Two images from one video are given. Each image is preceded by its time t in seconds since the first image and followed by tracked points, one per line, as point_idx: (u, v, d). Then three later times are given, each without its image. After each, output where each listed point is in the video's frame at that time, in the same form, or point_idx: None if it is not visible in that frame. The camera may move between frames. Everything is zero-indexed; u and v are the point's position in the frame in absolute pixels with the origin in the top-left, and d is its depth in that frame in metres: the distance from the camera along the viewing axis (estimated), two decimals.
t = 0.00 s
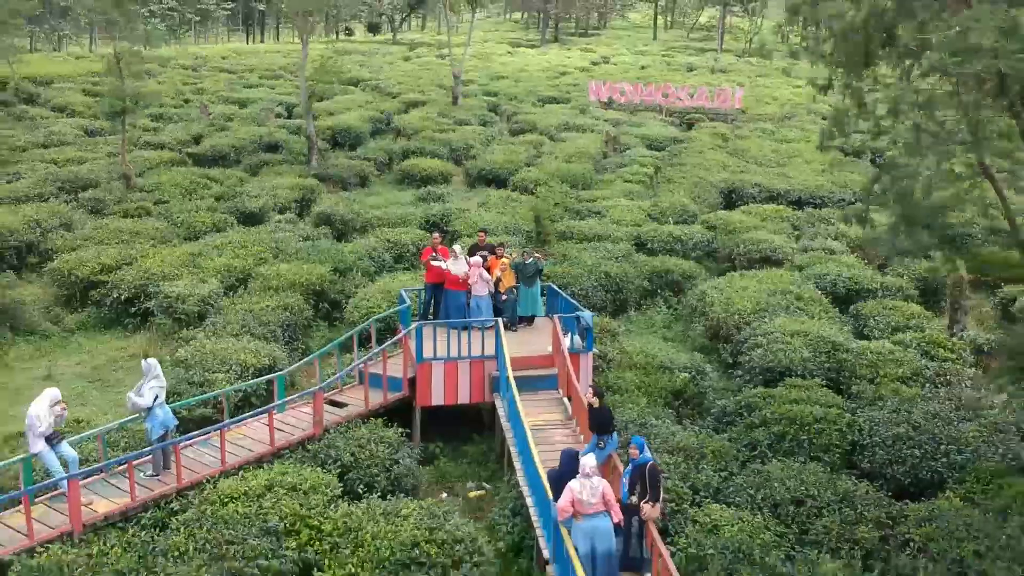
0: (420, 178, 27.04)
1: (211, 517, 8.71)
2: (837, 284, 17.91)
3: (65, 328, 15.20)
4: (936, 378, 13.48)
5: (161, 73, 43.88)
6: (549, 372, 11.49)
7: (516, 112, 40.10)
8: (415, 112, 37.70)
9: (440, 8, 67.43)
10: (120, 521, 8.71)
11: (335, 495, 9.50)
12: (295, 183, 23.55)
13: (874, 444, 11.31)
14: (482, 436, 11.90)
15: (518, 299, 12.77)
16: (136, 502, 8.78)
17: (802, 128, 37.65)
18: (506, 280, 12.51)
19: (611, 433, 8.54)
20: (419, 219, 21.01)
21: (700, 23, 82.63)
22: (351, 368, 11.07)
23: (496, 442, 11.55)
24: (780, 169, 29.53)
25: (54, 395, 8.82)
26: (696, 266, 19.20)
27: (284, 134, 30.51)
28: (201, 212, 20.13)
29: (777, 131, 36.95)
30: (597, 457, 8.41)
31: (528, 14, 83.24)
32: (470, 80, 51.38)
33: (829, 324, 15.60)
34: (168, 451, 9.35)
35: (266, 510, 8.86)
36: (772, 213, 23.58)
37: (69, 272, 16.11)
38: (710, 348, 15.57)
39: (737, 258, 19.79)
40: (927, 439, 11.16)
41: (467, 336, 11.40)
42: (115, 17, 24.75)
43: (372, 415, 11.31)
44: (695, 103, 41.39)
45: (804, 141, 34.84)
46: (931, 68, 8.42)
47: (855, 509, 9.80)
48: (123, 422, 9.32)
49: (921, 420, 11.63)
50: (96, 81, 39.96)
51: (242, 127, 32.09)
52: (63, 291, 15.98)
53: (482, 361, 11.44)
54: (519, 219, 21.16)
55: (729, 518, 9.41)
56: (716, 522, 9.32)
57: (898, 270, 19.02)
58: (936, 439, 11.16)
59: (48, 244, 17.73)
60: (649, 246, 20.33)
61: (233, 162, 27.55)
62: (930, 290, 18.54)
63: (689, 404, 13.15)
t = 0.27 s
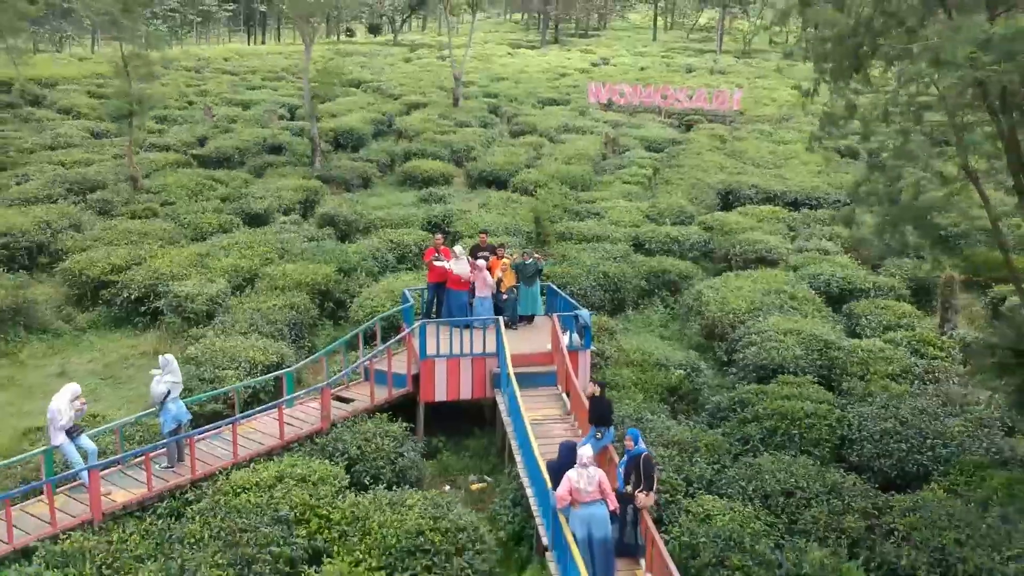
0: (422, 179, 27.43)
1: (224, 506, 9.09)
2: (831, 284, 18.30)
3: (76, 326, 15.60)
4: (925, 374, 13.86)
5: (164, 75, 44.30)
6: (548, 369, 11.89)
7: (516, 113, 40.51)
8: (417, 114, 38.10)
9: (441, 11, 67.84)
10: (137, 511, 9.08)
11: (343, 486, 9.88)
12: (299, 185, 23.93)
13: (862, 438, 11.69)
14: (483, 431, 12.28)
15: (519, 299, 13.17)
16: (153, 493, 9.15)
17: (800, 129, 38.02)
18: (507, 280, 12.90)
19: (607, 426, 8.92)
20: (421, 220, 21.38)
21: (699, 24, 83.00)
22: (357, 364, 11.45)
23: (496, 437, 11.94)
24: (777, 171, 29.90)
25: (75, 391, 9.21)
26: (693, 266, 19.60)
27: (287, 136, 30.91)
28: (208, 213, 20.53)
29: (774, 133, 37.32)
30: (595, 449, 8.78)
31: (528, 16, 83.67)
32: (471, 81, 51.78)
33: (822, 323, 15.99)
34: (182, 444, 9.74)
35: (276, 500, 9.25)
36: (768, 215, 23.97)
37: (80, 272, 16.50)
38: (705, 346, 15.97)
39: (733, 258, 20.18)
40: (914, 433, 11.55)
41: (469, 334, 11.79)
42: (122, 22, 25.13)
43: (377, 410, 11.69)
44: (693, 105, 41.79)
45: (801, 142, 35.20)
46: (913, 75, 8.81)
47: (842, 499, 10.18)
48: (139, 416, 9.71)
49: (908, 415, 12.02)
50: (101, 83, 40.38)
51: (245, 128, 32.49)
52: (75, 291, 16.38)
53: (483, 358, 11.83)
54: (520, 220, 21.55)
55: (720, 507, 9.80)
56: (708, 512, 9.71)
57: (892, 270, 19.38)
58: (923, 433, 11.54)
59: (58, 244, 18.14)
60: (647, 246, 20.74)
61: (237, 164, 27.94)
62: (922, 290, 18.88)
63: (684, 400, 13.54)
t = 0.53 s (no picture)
0: (424, 181, 27.81)
1: (238, 498, 9.46)
2: (826, 284, 18.69)
3: (88, 326, 15.99)
4: (916, 373, 14.25)
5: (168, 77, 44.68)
6: (549, 367, 12.27)
7: (517, 115, 40.89)
8: (418, 116, 38.48)
9: (442, 12, 68.21)
10: (155, 502, 9.47)
11: (352, 479, 10.26)
12: (303, 187, 24.32)
13: (853, 434, 12.08)
14: (486, 427, 12.67)
15: (521, 299, 13.55)
16: (169, 485, 9.53)
17: (798, 131, 38.41)
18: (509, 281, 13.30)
19: (607, 421, 9.30)
20: (424, 221, 21.77)
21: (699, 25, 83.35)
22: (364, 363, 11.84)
23: (499, 433, 12.32)
24: (775, 173, 30.29)
25: (95, 387, 9.60)
26: (691, 267, 19.97)
27: (291, 138, 31.29)
28: (215, 215, 20.92)
29: (773, 135, 37.70)
30: (594, 443, 9.16)
31: (528, 16, 84.06)
32: (471, 83, 52.16)
33: (816, 323, 16.38)
34: (197, 438, 10.12)
35: (288, 492, 9.63)
36: (765, 216, 24.36)
37: (91, 272, 16.88)
38: (703, 345, 16.35)
39: (731, 259, 20.56)
40: (903, 429, 11.94)
41: (473, 333, 12.18)
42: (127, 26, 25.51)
43: (384, 407, 12.08)
44: (693, 106, 42.17)
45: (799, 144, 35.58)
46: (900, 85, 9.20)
47: (833, 493, 10.56)
48: (155, 411, 10.11)
49: (898, 412, 12.40)
50: (106, 86, 40.78)
51: (249, 130, 32.87)
52: (86, 291, 16.76)
53: (486, 357, 12.21)
54: (521, 221, 21.93)
55: (714, 500, 10.20)
56: (704, 504, 10.10)
57: (886, 271, 19.77)
58: (912, 429, 11.92)
59: (69, 245, 18.52)
60: (646, 248, 21.13)
61: (242, 166, 28.33)
62: (916, 290, 19.26)
63: (681, 397, 13.92)
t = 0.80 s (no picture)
0: (427, 183, 28.19)
1: (252, 493, 9.83)
2: (822, 286, 19.06)
3: (100, 327, 16.36)
4: (908, 373, 14.62)
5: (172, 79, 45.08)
6: (551, 367, 12.64)
7: (518, 117, 41.27)
8: (420, 119, 38.86)
9: (443, 14, 68.63)
10: (172, 497, 9.83)
11: (361, 475, 10.64)
12: (308, 189, 24.69)
13: (846, 432, 12.45)
14: (490, 425, 13.04)
15: (523, 301, 13.92)
16: (186, 481, 9.89)
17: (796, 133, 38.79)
18: (511, 284, 13.67)
19: (607, 420, 9.67)
20: (427, 224, 22.15)
21: (699, 27, 83.76)
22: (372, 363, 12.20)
23: (503, 431, 12.69)
24: (773, 175, 30.67)
25: (114, 386, 9.93)
26: (689, 268, 20.34)
27: (295, 141, 31.68)
28: (222, 217, 21.29)
29: (771, 137, 38.08)
30: (595, 440, 9.54)
31: (528, 18, 84.50)
32: (473, 85, 52.55)
33: (812, 324, 16.75)
34: (211, 436, 10.48)
35: (300, 487, 10.00)
36: (763, 218, 24.73)
37: (103, 274, 17.24)
38: (701, 345, 16.71)
39: (729, 261, 20.93)
40: (894, 427, 12.31)
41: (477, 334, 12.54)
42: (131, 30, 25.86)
43: (390, 406, 12.44)
44: (692, 109, 42.46)
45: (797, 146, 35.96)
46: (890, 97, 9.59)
47: (825, 489, 10.94)
48: (171, 410, 10.43)
49: (890, 411, 12.77)
50: (111, 89, 41.19)
51: (254, 133, 33.25)
52: (98, 292, 17.13)
53: (490, 357, 12.57)
54: (522, 224, 22.29)
55: (711, 495, 10.57)
56: (700, 500, 10.47)
57: (881, 273, 20.13)
58: (903, 427, 12.29)
59: (80, 247, 18.90)
60: (645, 250, 21.51)
61: (247, 168, 28.71)
62: (910, 291, 19.62)
63: (680, 396, 14.29)
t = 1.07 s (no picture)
0: (430, 186, 28.57)
1: (267, 487, 10.20)
2: (819, 287, 19.43)
3: (112, 327, 16.73)
4: (902, 373, 14.98)
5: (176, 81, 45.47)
6: (554, 367, 13.01)
7: (520, 119, 41.65)
8: (423, 121, 39.25)
9: (444, 16, 69.03)
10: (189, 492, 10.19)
11: (371, 471, 11.00)
12: (313, 192, 25.06)
13: (841, 430, 12.81)
14: (495, 424, 13.40)
15: (526, 302, 14.28)
16: (203, 476, 10.25)
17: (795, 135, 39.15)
18: (515, 286, 14.05)
19: (610, 418, 10.05)
20: (432, 226, 22.52)
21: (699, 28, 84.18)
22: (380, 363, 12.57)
23: (507, 429, 13.06)
24: (772, 177, 31.03)
25: (133, 385, 10.28)
26: (689, 270, 20.71)
27: (299, 143, 32.05)
28: (230, 220, 21.66)
29: (770, 139, 38.45)
30: (597, 437, 9.91)
31: (529, 19, 84.93)
32: (474, 87, 52.94)
33: (809, 324, 17.11)
34: (227, 433, 10.84)
35: (313, 482, 10.37)
36: (762, 220, 25.09)
37: (115, 276, 17.61)
38: (700, 346, 17.07)
39: (728, 262, 21.29)
40: (888, 425, 12.68)
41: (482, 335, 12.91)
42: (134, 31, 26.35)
43: (398, 404, 12.81)
44: (692, 111, 42.57)
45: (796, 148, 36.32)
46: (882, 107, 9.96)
47: (820, 484, 11.31)
48: (188, 408, 10.79)
49: (884, 409, 13.13)
50: (116, 91, 41.57)
51: (258, 135, 33.63)
52: (110, 294, 17.49)
53: (495, 357, 12.95)
54: (525, 226, 22.66)
55: (709, 490, 10.93)
56: (699, 495, 10.84)
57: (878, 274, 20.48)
58: (896, 425, 12.66)
59: (92, 249, 19.27)
60: (646, 251, 21.88)
61: (252, 170, 29.09)
62: (906, 293, 19.97)
63: (679, 395, 14.66)
